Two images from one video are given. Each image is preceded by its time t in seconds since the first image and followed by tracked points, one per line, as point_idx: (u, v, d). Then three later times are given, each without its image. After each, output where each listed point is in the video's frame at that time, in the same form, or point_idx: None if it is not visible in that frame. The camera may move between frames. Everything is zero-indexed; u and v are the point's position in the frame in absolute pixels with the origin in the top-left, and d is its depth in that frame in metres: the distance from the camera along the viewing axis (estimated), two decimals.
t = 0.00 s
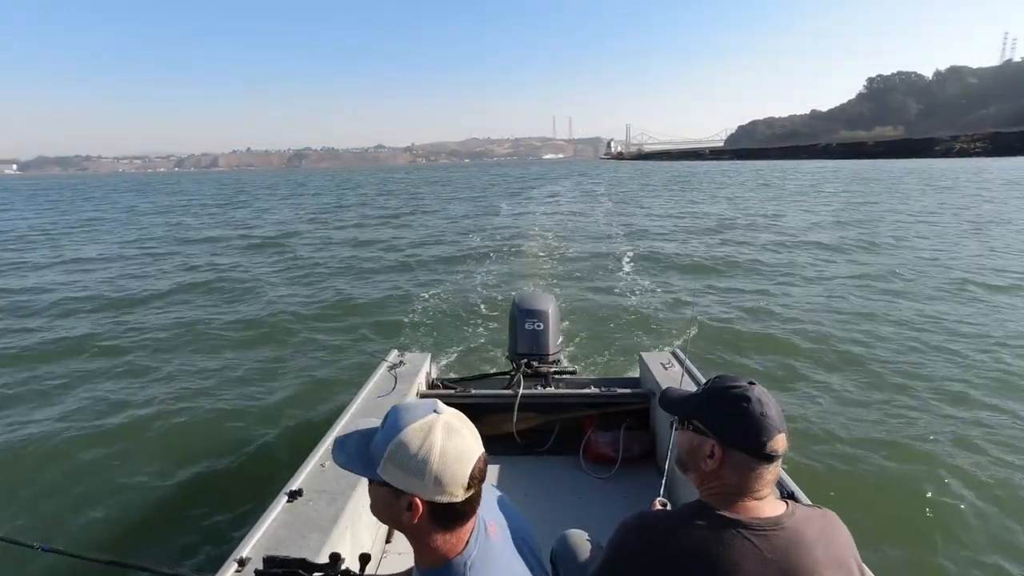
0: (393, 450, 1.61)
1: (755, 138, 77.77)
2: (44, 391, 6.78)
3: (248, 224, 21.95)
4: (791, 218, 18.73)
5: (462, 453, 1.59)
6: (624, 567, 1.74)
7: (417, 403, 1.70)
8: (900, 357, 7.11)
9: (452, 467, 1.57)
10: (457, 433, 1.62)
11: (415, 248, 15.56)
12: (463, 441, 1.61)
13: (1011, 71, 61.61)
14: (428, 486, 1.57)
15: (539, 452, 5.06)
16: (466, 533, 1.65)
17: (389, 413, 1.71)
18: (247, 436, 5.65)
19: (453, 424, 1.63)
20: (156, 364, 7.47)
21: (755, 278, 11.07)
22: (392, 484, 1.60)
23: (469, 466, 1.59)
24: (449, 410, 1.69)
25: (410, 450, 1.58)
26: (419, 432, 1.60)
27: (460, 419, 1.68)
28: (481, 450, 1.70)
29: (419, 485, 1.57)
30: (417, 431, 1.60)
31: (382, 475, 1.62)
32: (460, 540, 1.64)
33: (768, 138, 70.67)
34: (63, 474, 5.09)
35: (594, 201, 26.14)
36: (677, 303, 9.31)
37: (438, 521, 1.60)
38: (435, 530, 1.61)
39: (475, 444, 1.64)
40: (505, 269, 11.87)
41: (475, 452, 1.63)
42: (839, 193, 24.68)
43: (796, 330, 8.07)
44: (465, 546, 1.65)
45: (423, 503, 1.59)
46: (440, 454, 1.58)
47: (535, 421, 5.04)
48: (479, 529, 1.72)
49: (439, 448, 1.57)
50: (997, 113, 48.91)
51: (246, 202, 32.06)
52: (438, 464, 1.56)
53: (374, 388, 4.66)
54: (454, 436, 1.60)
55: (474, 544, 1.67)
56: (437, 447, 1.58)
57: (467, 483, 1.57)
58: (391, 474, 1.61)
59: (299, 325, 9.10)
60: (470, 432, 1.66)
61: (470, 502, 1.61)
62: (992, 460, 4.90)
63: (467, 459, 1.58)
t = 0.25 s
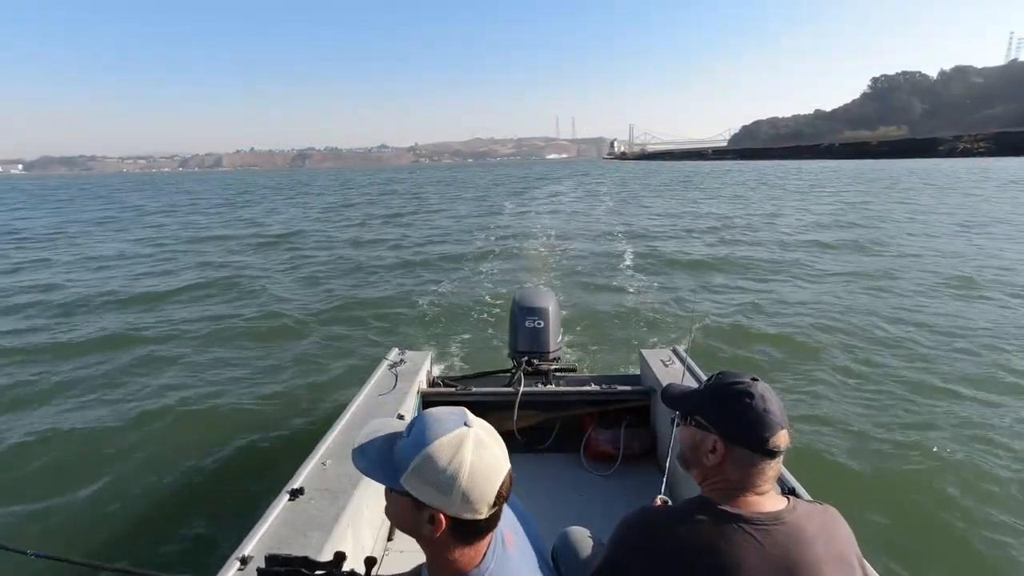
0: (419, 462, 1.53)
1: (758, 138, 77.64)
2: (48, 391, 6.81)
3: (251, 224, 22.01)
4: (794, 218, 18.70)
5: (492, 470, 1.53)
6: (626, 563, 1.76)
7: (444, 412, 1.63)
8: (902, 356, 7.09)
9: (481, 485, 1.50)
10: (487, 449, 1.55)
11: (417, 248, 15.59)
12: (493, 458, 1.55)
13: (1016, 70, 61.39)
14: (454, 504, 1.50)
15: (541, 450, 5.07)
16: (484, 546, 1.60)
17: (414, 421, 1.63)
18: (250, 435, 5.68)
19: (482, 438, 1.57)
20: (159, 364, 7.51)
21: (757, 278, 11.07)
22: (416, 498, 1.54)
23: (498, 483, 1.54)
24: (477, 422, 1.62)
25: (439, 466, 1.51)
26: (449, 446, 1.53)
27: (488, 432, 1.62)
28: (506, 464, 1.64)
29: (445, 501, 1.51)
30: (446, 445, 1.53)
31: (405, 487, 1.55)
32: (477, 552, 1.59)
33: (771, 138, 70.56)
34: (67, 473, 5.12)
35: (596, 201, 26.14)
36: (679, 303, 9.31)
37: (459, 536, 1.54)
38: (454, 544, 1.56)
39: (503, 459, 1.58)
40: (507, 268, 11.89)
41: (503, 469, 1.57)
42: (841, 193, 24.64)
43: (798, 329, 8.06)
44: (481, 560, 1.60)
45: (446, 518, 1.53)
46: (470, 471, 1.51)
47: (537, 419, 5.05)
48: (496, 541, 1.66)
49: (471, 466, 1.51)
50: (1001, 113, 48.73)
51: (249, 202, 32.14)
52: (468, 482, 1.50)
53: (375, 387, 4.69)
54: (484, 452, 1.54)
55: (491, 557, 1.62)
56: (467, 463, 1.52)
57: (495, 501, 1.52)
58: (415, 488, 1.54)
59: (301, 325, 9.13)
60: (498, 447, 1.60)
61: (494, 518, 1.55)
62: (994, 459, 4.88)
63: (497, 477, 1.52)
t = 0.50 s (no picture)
0: (420, 463, 1.50)
1: (762, 138, 77.56)
2: (52, 388, 6.85)
3: (255, 224, 22.13)
4: (797, 218, 18.69)
5: (495, 474, 1.49)
6: (627, 561, 1.75)
7: (447, 414, 1.59)
8: (903, 355, 7.08)
9: (482, 488, 1.46)
10: (490, 452, 1.51)
11: (420, 247, 15.63)
12: (496, 461, 1.51)
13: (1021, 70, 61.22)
14: (454, 507, 1.46)
15: (541, 447, 5.07)
16: (486, 549, 1.55)
17: (416, 422, 1.60)
18: (250, 432, 5.70)
19: (485, 441, 1.53)
20: (162, 361, 7.54)
21: (759, 277, 11.07)
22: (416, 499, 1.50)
23: (500, 487, 1.49)
24: (480, 425, 1.58)
25: (440, 467, 1.47)
26: (451, 448, 1.49)
27: (492, 435, 1.57)
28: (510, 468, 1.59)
29: (445, 504, 1.47)
30: (448, 447, 1.49)
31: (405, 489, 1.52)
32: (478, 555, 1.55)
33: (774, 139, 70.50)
34: (68, 469, 5.14)
35: (599, 201, 26.17)
36: (680, 301, 9.31)
37: (459, 539, 1.50)
38: (454, 547, 1.52)
39: (506, 463, 1.54)
40: (509, 267, 11.92)
41: (507, 473, 1.52)
42: (845, 193, 24.60)
43: (799, 327, 8.06)
44: (483, 562, 1.55)
45: (446, 521, 1.49)
46: (472, 474, 1.47)
47: (536, 416, 5.06)
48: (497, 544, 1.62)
49: (472, 468, 1.47)
50: (1006, 113, 48.56)
51: (254, 202, 32.30)
52: (469, 485, 1.46)
53: (375, 384, 4.71)
54: (486, 456, 1.50)
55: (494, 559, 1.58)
56: (469, 466, 1.48)
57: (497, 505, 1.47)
58: (415, 490, 1.50)
59: (303, 323, 9.17)
60: (502, 451, 1.56)
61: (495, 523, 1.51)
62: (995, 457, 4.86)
63: (499, 481, 1.47)
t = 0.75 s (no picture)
0: (420, 463, 1.49)
1: (765, 139, 77.49)
2: (55, 387, 6.89)
3: (259, 224, 22.21)
4: (799, 218, 18.68)
5: (495, 474, 1.48)
6: (627, 560, 1.75)
7: (449, 413, 1.58)
8: (905, 354, 7.06)
9: (483, 488, 1.45)
10: (491, 452, 1.50)
11: (422, 247, 15.66)
12: (497, 461, 1.49)
13: None
14: (454, 506, 1.45)
15: (541, 445, 5.07)
16: (487, 549, 1.54)
17: (418, 420, 1.59)
18: (251, 431, 5.71)
19: (487, 441, 1.51)
20: (164, 360, 7.58)
21: (761, 277, 11.07)
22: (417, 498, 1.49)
23: (501, 487, 1.48)
24: (482, 423, 1.57)
25: (440, 467, 1.46)
26: (452, 447, 1.48)
27: (495, 435, 1.56)
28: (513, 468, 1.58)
29: (445, 504, 1.46)
30: (449, 446, 1.48)
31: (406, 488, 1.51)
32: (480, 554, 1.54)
33: (776, 139, 70.44)
34: (69, 467, 5.16)
35: (601, 201, 26.18)
36: (681, 301, 9.31)
37: (459, 538, 1.50)
38: (456, 547, 1.51)
39: (508, 463, 1.52)
40: (510, 267, 11.94)
41: (507, 473, 1.51)
42: (847, 194, 24.59)
43: (800, 327, 8.06)
44: (485, 562, 1.55)
45: (446, 521, 1.49)
46: (472, 475, 1.46)
47: (537, 415, 5.05)
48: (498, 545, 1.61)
49: (472, 466, 1.46)
50: (1010, 114, 48.38)
51: (258, 202, 32.45)
52: (468, 485, 1.44)
53: (375, 382, 4.70)
54: (487, 456, 1.48)
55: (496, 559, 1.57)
56: (470, 465, 1.46)
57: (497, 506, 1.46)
58: (415, 489, 1.49)
59: (304, 322, 9.18)
60: (504, 450, 1.54)
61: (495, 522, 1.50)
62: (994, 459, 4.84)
63: (500, 482, 1.46)
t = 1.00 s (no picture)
0: (425, 461, 1.49)
1: (767, 139, 77.43)
2: (56, 385, 6.91)
3: (261, 224, 22.26)
4: (800, 219, 18.68)
5: (497, 477, 1.48)
6: (626, 560, 1.76)
7: (455, 414, 1.58)
8: (906, 356, 7.03)
9: (486, 491, 1.44)
10: (496, 453, 1.49)
11: (423, 248, 15.67)
12: (500, 463, 1.49)
13: None
14: (456, 508, 1.45)
15: (541, 446, 5.07)
16: (489, 551, 1.54)
17: (423, 420, 1.59)
18: (252, 430, 5.72)
19: (492, 443, 1.51)
20: (166, 359, 7.59)
21: (761, 277, 11.07)
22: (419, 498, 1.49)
23: (503, 491, 1.47)
24: (487, 425, 1.56)
25: (444, 467, 1.46)
26: (457, 448, 1.48)
27: (498, 435, 1.56)
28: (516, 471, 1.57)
29: (448, 504, 1.45)
30: (453, 446, 1.48)
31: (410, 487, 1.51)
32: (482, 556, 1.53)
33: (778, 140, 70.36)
34: (69, 465, 5.17)
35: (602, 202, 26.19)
36: (682, 301, 9.29)
37: (461, 540, 1.49)
38: (457, 548, 1.51)
39: (512, 466, 1.52)
40: (511, 267, 11.95)
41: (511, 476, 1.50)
42: (848, 194, 24.56)
43: (801, 327, 8.06)
44: (487, 564, 1.54)
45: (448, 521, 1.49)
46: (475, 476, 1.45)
47: (537, 415, 5.05)
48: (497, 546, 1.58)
49: (475, 467, 1.45)
50: (1012, 115, 48.30)
51: (261, 203, 32.54)
52: (471, 485, 1.44)
53: (376, 382, 4.71)
54: (491, 457, 1.48)
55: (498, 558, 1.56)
56: (474, 466, 1.46)
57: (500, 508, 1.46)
58: (418, 488, 1.49)
59: (305, 322, 9.20)
60: (508, 453, 1.54)
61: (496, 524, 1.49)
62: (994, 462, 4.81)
63: (502, 486, 1.46)
